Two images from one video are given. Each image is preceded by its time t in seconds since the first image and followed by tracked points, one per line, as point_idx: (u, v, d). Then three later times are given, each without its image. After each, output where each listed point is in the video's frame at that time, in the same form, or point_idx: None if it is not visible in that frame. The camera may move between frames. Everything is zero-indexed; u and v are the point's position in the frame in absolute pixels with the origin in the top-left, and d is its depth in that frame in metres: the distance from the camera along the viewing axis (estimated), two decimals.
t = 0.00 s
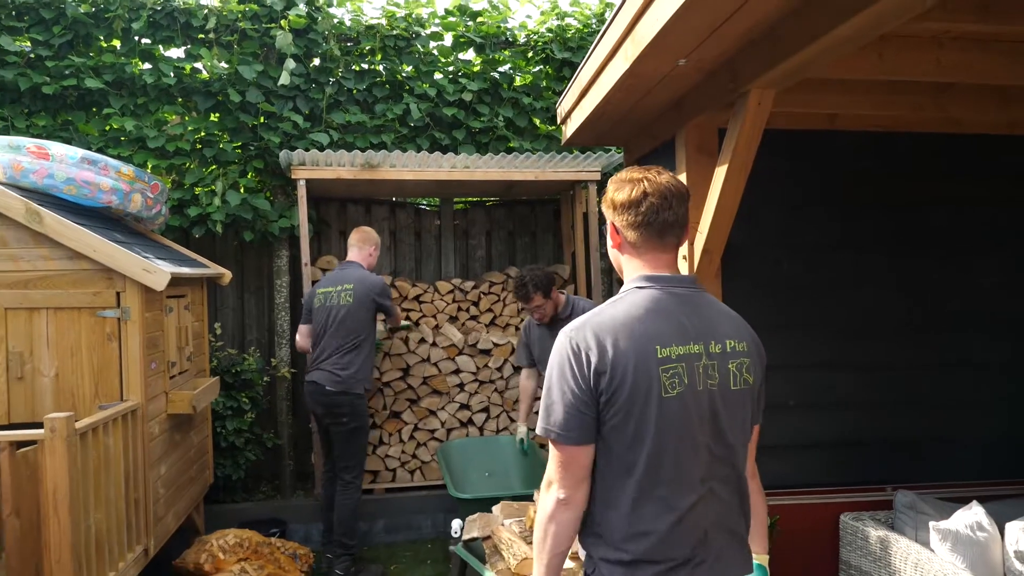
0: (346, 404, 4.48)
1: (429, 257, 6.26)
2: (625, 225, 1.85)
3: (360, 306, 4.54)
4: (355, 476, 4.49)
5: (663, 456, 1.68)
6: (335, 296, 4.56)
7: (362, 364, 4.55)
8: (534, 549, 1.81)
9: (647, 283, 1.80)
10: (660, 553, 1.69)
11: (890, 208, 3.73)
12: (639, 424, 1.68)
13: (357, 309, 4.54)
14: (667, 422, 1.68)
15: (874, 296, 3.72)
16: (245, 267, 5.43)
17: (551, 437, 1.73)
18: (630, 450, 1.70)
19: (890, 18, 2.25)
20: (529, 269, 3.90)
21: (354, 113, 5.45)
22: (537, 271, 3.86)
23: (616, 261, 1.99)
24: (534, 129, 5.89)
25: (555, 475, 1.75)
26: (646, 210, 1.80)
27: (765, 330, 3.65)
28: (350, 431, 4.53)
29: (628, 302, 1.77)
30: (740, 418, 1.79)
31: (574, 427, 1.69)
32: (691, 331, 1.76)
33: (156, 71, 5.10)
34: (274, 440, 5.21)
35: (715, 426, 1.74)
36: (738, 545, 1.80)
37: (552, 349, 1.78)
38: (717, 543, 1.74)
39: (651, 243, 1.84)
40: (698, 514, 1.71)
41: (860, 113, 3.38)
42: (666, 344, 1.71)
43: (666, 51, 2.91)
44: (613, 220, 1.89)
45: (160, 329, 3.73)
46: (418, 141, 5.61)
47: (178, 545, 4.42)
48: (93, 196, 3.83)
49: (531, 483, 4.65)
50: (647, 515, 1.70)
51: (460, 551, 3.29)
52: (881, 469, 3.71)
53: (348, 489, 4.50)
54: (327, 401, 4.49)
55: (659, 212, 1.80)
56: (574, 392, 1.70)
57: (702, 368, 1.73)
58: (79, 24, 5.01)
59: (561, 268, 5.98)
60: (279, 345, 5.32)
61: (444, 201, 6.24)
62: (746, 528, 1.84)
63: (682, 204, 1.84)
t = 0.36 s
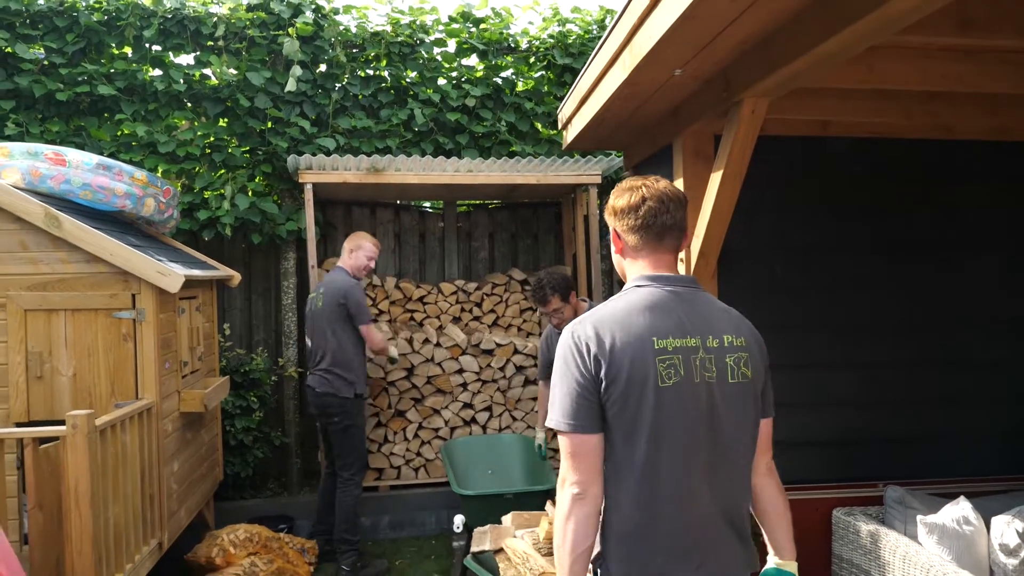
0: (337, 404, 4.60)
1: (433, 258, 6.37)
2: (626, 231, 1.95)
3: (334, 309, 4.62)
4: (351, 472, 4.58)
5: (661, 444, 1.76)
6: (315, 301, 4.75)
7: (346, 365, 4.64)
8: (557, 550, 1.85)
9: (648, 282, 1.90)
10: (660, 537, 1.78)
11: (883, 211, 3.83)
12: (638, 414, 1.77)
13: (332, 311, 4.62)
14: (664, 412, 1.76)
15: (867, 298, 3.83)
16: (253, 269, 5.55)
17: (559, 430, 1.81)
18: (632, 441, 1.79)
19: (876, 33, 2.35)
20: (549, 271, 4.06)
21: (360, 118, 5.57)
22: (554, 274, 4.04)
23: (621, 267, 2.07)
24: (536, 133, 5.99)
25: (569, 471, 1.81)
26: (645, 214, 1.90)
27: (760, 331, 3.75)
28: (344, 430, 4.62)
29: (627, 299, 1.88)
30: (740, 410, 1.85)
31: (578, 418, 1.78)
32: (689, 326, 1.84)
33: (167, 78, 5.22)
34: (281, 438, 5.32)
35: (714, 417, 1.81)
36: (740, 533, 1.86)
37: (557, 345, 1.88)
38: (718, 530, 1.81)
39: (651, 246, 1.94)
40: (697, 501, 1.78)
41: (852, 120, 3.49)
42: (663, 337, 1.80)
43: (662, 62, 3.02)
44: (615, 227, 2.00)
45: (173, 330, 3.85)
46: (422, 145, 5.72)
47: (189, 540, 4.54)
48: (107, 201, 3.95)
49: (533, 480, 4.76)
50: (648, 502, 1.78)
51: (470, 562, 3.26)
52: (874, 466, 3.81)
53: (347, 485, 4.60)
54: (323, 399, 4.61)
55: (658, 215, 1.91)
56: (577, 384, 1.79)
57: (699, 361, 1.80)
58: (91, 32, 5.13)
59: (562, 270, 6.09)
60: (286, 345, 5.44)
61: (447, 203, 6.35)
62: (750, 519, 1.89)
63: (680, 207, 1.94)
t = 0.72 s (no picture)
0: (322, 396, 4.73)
1: (435, 256, 6.42)
2: (632, 232, 1.99)
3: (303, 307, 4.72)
4: (338, 465, 4.75)
5: (671, 434, 1.80)
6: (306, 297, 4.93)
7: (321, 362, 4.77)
8: (578, 546, 1.84)
9: (655, 278, 1.95)
10: (675, 526, 1.81)
11: (880, 210, 3.88)
12: (649, 405, 1.81)
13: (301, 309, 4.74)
14: (674, 403, 1.80)
15: (864, 296, 3.87)
16: (256, 267, 5.61)
17: (575, 423, 1.84)
18: (644, 431, 1.82)
19: (872, 35, 2.39)
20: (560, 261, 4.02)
21: (363, 117, 5.62)
22: (565, 264, 3.96)
23: (626, 270, 2.11)
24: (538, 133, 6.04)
25: (588, 462, 1.82)
26: (647, 214, 1.96)
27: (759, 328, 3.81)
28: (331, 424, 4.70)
29: (635, 295, 1.93)
30: (750, 400, 1.89)
31: (593, 409, 1.81)
32: (696, 319, 1.88)
33: (172, 78, 5.27)
34: (285, 434, 5.38)
35: (724, 407, 1.84)
36: (754, 522, 1.89)
37: (569, 340, 1.93)
38: (732, 519, 1.84)
39: (658, 246, 1.98)
40: (709, 490, 1.81)
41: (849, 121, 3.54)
42: (671, 328, 1.84)
43: (662, 63, 3.07)
44: (620, 231, 2.04)
45: (179, 327, 3.90)
46: (424, 145, 5.77)
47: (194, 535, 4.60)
48: (114, 200, 4.00)
49: (534, 477, 4.82)
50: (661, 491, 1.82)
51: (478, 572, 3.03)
52: (871, 462, 3.86)
53: (337, 475, 4.76)
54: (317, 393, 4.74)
55: (663, 214, 1.96)
56: (590, 377, 1.83)
57: (707, 352, 1.84)
58: (97, 32, 5.17)
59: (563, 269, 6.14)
60: (289, 342, 5.49)
61: (449, 202, 6.40)
62: (765, 508, 1.91)
63: (683, 206, 1.99)
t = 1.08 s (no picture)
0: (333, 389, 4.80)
1: (437, 256, 6.46)
2: (663, 233, 2.02)
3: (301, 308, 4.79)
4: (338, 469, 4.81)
5: (723, 437, 1.80)
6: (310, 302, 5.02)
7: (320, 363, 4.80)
8: (620, 553, 1.83)
9: (694, 279, 1.98)
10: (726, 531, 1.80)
11: (879, 211, 3.91)
12: (700, 407, 1.81)
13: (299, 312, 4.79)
14: (725, 404, 1.81)
15: (863, 296, 3.90)
16: (259, 267, 5.64)
17: (623, 426, 1.82)
18: (694, 433, 1.82)
19: (868, 39, 2.43)
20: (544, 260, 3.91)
21: (365, 118, 5.65)
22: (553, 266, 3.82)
23: (655, 271, 2.13)
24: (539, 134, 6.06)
25: (635, 467, 1.81)
26: (682, 212, 1.98)
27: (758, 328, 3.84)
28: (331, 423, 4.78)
29: (678, 295, 1.95)
30: (790, 403, 1.92)
31: (644, 412, 1.80)
32: (740, 321, 1.91)
33: (176, 79, 5.31)
34: (288, 433, 5.41)
35: (769, 410, 1.87)
36: (796, 525, 1.91)
37: (613, 342, 1.92)
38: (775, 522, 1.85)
39: (691, 246, 2.01)
40: (758, 493, 1.82)
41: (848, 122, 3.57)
42: (720, 330, 1.86)
43: (662, 66, 3.11)
44: (649, 233, 2.07)
45: (183, 326, 3.93)
46: (426, 145, 5.81)
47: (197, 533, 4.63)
48: (119, 201, 4.02)
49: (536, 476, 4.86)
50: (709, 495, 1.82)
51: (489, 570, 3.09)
52: (870, 461, 3.89)
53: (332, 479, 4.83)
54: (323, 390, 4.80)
55: (693, 214, 1.99)
56: (640, 378, 1.83)
57: (753, 354, 1.87)
58: (101, 34, 5.20)
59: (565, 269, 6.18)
60: (292, 342, 5.52)
61: (451, 203, 6.43)
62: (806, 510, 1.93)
63: (712, 205, 2.02)
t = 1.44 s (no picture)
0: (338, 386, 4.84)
1: (437, 256, 6.48)
2: (711, 228, 1.97)
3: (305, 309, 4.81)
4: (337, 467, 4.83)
5: (768, 436, 1.75)
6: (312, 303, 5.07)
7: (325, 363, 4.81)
8: (644, 550, 1.84)
9: (739, 273, 1.92)
10: (769, 533, 1.74)
11: (877, 211, 3.93)
12: (743, 404, 1.77)
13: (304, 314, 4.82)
14: (770, 402, 1.76)
15: (861, 296, 3.92)
16: (260, 266, 5.67)
17: (653, 423, 1.81)
18: (734, 433, 1.78)
19: (863, 40, 2.45)
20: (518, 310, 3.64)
21: (365, 119, 5.67)
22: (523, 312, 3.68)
23: (700, 266, 2.08)
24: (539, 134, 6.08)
25: (664, 466, 1.80)
26: (733, 206, 1.93)
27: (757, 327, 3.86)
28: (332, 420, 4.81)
29: (721, 289, 1.89)
30: (840, 403, 1.87)
31: (678, 410, 1.77)
32: (787, 318, 1.86)
33: (177, 80, 5.34)
34: (289, 432, 5.44)
35: (817, 409, 1.82)
36: (846, 530, 1.84)
37: (650, 336, 1.88)
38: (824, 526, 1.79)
39: (738, 241, 1.96)
40: (806, 495, 1.76)
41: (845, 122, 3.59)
42: (764, 326, 1.82)
43: (660, 66, 3.13)
44: (697, 228, 2.02)
45: (184, 326, 3.96)
46: (426, 146, 5.84)
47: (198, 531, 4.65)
48: (121, 201, 4.05)
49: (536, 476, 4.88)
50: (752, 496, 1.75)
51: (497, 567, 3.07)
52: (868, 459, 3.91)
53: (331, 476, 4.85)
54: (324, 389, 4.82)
55: (743, 207, 1.93)
56: (677, 375, 1.79)
57: (800, 352, 1.82)
58: (102, 35, 5.23)
59: (564, 268, 6.20)
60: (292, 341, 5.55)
61: (451, 202, 6.45)
62: (856, 514, 1.87)
63: (760, 198, 1.97)
